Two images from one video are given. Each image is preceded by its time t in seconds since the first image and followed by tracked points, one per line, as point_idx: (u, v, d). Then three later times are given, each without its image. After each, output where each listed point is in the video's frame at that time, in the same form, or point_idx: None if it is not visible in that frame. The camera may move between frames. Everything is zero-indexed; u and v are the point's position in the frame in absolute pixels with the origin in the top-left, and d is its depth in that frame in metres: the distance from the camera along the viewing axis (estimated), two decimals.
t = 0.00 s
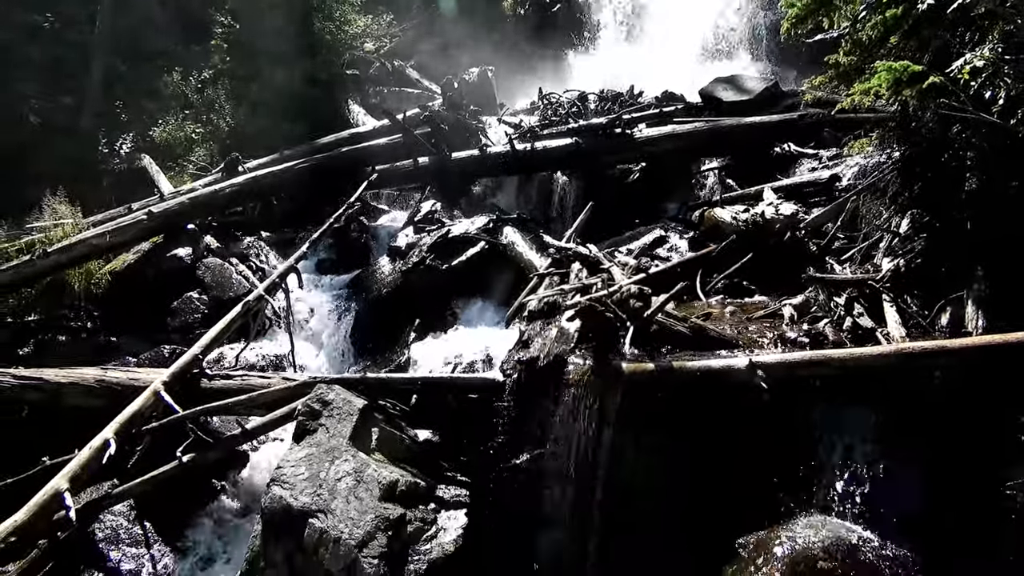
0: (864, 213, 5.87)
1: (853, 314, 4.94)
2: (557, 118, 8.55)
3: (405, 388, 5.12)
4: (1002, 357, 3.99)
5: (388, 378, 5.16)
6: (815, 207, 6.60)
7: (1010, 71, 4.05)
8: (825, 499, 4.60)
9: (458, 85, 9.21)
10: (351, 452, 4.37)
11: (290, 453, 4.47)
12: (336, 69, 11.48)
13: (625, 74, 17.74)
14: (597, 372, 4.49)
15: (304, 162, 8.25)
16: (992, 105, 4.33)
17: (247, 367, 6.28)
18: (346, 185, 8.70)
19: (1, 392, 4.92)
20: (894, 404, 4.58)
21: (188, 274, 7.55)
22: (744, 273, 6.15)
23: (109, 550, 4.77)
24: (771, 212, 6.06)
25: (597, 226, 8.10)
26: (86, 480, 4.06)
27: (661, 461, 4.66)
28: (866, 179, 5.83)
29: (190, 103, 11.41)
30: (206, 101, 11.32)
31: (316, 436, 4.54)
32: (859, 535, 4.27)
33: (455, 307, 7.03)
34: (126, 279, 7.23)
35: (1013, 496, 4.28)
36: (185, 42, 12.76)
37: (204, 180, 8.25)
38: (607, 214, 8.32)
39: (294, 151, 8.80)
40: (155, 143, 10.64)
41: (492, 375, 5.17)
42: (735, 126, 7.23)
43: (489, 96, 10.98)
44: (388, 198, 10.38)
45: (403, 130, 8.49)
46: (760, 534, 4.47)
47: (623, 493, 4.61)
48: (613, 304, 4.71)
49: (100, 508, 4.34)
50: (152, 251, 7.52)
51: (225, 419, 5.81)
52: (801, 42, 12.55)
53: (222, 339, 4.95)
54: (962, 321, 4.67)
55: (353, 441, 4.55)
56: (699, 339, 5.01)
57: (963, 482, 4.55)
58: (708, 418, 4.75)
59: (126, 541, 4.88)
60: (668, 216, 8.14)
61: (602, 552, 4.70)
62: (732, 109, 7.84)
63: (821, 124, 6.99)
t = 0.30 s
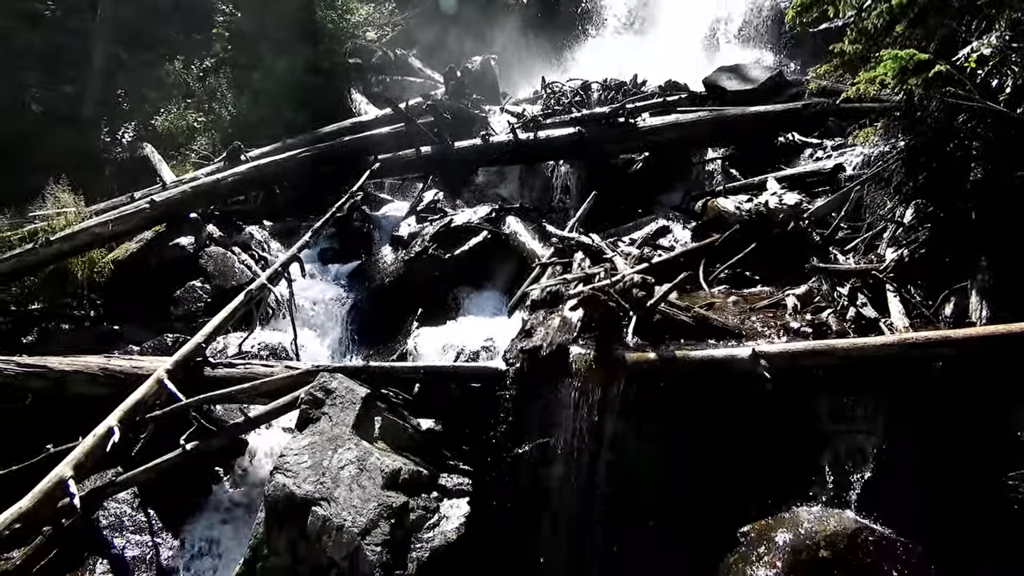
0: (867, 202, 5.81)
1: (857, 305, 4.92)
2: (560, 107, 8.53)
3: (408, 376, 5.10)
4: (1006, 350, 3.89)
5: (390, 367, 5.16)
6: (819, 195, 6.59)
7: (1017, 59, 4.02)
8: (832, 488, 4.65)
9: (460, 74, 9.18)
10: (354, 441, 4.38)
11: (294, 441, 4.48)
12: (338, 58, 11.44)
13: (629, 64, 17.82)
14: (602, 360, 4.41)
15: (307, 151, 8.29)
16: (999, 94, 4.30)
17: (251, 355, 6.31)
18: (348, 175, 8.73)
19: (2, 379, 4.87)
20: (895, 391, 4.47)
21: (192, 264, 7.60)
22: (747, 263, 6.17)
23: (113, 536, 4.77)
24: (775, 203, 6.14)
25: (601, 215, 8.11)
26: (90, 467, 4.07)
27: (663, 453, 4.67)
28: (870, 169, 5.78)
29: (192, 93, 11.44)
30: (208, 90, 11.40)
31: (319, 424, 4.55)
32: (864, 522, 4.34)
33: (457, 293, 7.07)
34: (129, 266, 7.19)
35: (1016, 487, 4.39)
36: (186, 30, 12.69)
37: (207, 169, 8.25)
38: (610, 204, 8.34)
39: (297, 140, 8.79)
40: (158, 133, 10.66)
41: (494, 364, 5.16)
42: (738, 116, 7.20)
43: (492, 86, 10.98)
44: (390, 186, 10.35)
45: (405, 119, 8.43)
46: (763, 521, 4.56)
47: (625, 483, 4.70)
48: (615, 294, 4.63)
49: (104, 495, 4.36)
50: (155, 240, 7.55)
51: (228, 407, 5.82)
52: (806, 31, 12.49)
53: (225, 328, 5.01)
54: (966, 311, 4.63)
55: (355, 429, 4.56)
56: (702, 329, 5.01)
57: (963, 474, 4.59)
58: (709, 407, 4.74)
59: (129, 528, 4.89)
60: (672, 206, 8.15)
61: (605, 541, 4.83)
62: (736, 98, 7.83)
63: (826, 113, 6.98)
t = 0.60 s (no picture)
0: (871, 192, 5.81)
1: (861, 295, 4.95)
2: (563, 98, 8.52)
3: (411, 367, 5.10)
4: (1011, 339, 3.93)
5: (394, 357, 5.17)
6: (822, 185, 6.59)
7: None
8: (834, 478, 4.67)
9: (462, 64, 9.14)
10: (358, 431, 4.38)
11: (297, 431, 4.47)
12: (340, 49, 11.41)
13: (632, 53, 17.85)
14: (600, 353, 4.54)
15: (310, 142, 8.30)
16: (1006, 82, 4.29)
17: (255, 346, 6.34)
18: (351, 166, 8.80)
19: (9, 370, 4.94)
20: (898, 386, 4.50)
21: (193, 256, 7.45)
22: (750, 253, 6.14)
23: (119, 525, 4.81)
24: (778, 193, 6.12)
25: (605, 206, 8.10)
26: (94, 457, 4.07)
27: (666, 441, 4.68)
28: (875, 159, 5.76)
29: (195, 84, 11.54)
30: (210, 81, 11.43)
31: (323, 414, 4.55)
32: (868, 513, 4.39)
33: (460, 284, 7.11)
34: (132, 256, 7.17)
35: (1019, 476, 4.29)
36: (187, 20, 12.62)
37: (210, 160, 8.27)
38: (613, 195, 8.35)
39: (299, 131, 8.80)
40: (159, 124, 10.59)
41: (495, 355, 5.13)
42: (743, 105, 7.17)
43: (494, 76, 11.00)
44: (392, 177, 10.36)
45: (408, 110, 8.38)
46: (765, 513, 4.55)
47: (627, 471, 4.69)
48: (618, 284, 4.72)
49: (111, 484, 4.37)
50: (158, 231, 7.44)
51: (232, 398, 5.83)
52: (809, 20, 12.45)
53: (228, 318, 5.04)
54: (970, 301, 4.67)
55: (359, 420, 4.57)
56: (705, 319, 5.00)
57: (966, 464, 4.57)
58: (712, 397, 4.75)
59: (134, 517, 4.91)
60: (675, 197, 8.16)
61: (611, 531, 4.81)
62: (740, 89, 7.82)
63: (830, 103, 6.98)
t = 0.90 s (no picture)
0: (876, 181, 5.81)
1: (865, 284, 4.93)
2: (566, 87, 8.47)
3: (414, 357, 5.10)
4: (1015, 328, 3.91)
5: (397, 348, 5.17)
6: (827, 174, 6.56)
7: None
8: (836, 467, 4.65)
9: (465, 54, 9.13)
10: (362, 421, 4.37)
11: (301, 421, 4.48)
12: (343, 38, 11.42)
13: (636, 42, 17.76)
14: (606, 342, 4.50)
15: (312, 133, 8.20)
16: (1012, 69, 4.25)
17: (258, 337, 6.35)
18: (353, 156, 8.69)
19: (13, 362, 4.91)
20: (902, 377, 4.46)
21: (195, 247, 7.53)
22: (754, 244, 6.23)
23: (124, 515, 4.83)
24: (783, 182, 5.97)
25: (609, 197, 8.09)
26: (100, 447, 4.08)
27: (666, 431, 4.70)
28: (880, 148, 5.72)
29: (196, 75, 11.51)
30: (212, 71, 11.37)
31: (327, 404, 4.57)
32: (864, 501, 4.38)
33: (461, 274, 7.14)
34: (135, 248, 7.24)
35: (1023, 465, 4.22)
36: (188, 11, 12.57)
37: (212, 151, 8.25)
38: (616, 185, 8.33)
39: (301, 122, 8.76)
40: (162, 116, 10.58)
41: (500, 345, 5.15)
42: (746, 94, 7.20)
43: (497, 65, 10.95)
44: (394, 168, 10.27)
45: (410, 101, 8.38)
46: (764, 501, 4.59)
47: (629, 460, 4.74)
48: (622, 273, 4.73)
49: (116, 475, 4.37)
50: (161, 222, 7.53)
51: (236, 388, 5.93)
52: (813, 8, 12.39)
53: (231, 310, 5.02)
54: (975, 291, 4.62)
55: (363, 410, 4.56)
56: (709, 309, 5.01)
57: (969, 452, 4.54)
58: (715, 387, 4.74)
59: (140, 507, 4.94)
60: (678, 187, 8.15)
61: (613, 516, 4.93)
62: (744, 78, 7.76)
63: (834, 92, 6.96)
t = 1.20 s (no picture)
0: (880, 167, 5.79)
1: (869, 271, 4.89)
2: (568, 73, 8.42)
3: (418, 343, 5.13)
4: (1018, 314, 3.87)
5: (400, 334, 5.18)
6: (831, 160, 6.54)
7: None
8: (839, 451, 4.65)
9: (466, 40, 9.10)
10: (365, 406, 4.37)
11: (305, 407, 4.48)
12: (342, 25, 11.54)
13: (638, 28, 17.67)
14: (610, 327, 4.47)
15: (313, 120, 8.20)
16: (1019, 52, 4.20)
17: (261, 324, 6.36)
18: (355, 144, 8.79)
19: (18, 348, 4.90)
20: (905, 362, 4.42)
21: (199, 234, 7.56)
22: (757, 230, 6.23)
23: (130, 500, 4.87)
24: (786, 168, 6.11)
25: (613, 183, 8.05)
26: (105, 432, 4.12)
27: (669, 419, 4.67)
28: (884, 133, 5.69)
29: (196, 61, 11.29)
30: (213, 58, 11.28)
31: (330, 390, 4.57)
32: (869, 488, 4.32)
33: (463, 259, 7.11)
34: (138, 235, 7.20)
35: None
36: None
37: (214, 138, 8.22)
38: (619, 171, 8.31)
39: (302, 109, 8.73)
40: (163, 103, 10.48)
41: (504, 331, 5.16)
42: (749, 80, 7.30)
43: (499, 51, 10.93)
44: (397, 155, 10.33)
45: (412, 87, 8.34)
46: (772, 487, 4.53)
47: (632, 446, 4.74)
48: (625, 261, 4.86)
49: (120, 461, 4.39)
50: (163, 209, 7.50)
51: (240, 373, 5.96)
52: None
53: (233, 296, 5.05)
54: (980, 277, 4.61)
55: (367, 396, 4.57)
56: (713, 295, 4.98)
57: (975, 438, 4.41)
58: (717, 372, 4.73)
59: (145, 493, 4.98)
60: (681, 172, 8.13)
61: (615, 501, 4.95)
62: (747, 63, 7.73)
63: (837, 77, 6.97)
